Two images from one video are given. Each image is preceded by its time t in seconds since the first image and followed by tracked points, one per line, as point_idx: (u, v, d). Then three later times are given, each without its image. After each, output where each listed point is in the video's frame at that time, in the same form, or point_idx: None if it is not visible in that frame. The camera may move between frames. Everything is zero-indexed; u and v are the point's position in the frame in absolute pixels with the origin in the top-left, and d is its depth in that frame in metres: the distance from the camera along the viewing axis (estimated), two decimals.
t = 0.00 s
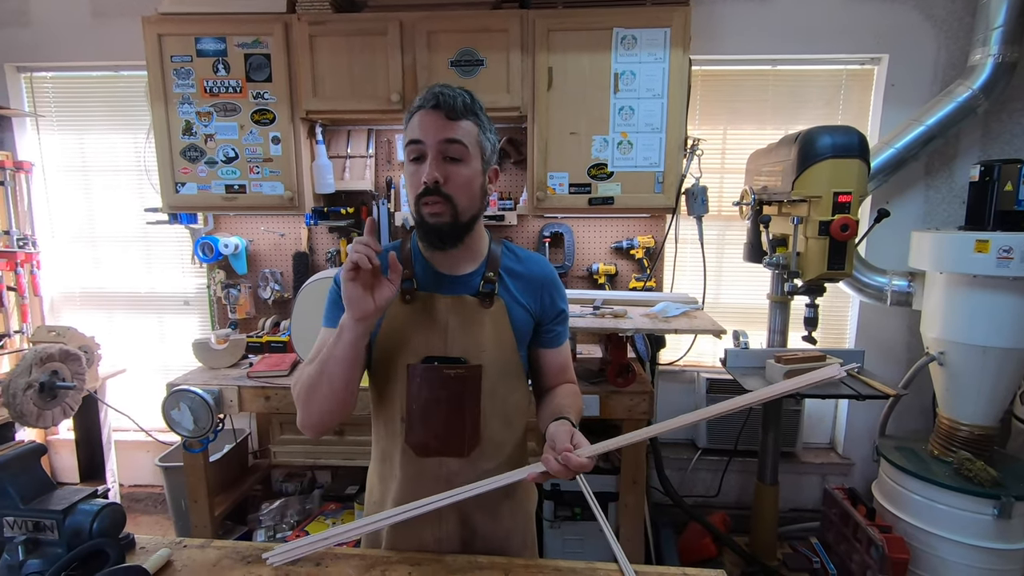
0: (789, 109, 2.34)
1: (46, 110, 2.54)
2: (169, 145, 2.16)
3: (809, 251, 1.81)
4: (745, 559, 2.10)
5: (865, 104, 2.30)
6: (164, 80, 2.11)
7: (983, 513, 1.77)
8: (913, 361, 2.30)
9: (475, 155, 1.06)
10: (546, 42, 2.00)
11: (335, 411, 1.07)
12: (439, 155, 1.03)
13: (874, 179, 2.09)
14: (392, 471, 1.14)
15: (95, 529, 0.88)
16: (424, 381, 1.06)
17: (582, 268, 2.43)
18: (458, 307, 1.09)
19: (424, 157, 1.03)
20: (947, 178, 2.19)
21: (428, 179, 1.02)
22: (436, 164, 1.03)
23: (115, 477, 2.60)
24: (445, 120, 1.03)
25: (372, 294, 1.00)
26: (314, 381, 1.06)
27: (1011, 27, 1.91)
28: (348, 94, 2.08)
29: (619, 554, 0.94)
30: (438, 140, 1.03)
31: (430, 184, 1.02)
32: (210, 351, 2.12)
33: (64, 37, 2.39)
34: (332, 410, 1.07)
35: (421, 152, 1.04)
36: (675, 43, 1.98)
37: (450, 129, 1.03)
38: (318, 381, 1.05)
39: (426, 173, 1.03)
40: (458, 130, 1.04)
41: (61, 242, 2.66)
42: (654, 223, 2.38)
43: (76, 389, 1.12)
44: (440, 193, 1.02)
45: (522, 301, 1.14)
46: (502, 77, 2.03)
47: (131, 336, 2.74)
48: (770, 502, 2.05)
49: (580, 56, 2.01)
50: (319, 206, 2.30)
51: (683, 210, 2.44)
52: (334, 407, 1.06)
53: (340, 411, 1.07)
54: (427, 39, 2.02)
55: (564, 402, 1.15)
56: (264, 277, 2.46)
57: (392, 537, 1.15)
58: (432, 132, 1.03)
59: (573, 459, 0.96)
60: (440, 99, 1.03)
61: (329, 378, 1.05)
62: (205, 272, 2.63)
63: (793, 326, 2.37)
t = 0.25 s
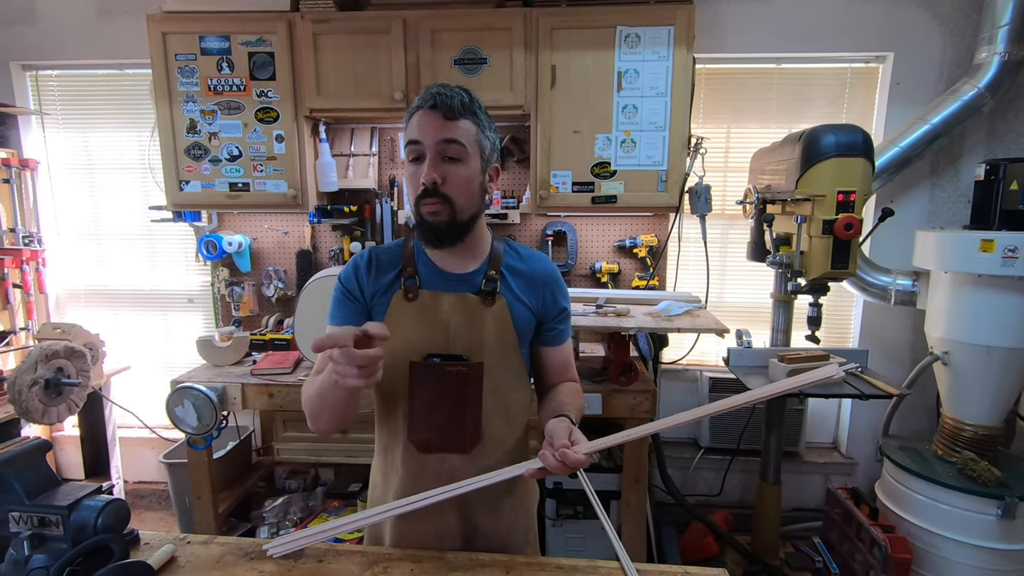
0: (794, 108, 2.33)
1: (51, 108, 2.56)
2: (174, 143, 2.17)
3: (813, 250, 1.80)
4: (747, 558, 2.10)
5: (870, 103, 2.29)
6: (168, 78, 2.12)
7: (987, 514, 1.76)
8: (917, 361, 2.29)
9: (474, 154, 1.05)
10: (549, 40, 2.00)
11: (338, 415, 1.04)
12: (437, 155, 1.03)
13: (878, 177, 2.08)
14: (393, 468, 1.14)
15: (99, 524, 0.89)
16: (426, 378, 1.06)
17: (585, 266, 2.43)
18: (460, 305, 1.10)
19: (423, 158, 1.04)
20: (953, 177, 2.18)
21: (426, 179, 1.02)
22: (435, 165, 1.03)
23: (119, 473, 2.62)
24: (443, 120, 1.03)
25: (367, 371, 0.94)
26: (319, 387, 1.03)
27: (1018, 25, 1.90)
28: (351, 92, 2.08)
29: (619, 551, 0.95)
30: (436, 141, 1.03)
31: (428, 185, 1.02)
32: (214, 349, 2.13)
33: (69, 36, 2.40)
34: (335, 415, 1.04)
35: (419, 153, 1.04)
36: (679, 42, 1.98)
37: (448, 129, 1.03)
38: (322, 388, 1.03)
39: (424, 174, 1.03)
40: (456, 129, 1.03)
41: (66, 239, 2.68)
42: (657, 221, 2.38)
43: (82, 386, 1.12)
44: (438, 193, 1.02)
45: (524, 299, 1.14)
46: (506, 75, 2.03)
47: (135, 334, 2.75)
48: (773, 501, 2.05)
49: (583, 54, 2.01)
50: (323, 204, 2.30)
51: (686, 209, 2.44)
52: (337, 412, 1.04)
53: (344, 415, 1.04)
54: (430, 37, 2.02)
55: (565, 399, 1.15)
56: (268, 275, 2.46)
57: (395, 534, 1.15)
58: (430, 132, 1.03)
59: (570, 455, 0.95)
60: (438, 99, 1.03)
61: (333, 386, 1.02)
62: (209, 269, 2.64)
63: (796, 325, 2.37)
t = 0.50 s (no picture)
0: (797, 106, 2.32)
1: (55, 107, 2.57)
2: (177, 142, 2.17)
3: (815, 249, 1.80)
4: (749, 557, 2.10)
5: (874, 101, 2.28)
6: (171, 77, 2.12)
7: (989, 513, 1.76)
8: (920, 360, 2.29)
9: (475, 154, 1.05)
10: (551, 38, 1.99)
11: (344, 412, 1.04)
12: (438, 154, 1.03)
13: (881, 176, 2.08)
14: (394, 466, 1.15)
15: (103, 521, 0.89)
16: (427, 377, 1.07)
17: (587, 265, 2.43)
18: (461, 304, 1.10)
19: (424, 157, 1.04)
20: (956, 176, 2.17)
21: (427, 179, 1.03)
22: (436, 164, 1.03)
23: (123, 470, 2.63)
24: (444, 119, 1.03)
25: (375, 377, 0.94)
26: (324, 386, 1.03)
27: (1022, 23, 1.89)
28: (353, 91, 2.09)
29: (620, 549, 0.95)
30: (437, 140, 1.03)
31: (430, 184, 1.02)
32: (217, 347, 2.14)
33: (73, 34, 2.41)
34: (341, 412, 1.04)
35: (421, 152, 1.04)
36: (682, 40, 1.98)
37: (449, 128, 1.03)
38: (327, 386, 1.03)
39: (426, 173, 1.03)
40: (457, 128, 1.03)
41: (70, 237, 2.69)
42: (659, 220, 2.38)
43: (85, 384, 1.13)
44: (440, 192, 1.03)
45: (524, 298, 1.15)
46: (508, 73, 2.03)
47: (138, 332, 2.76)
48: (775, 501, 2.04)
49: (586, 52, 2.01)
50: (325, 203, 2.31)
51: (688, 208, 2.44)
52: (343, 409, 1.03)
53: (350, 412, 1.04)
54: (432, 36, 2.02)
55: (565, 398, 1.16)
56: (271, 273, 2.47)
57: (396, 531, 1.16)
58: (432, 131, 1.03)
59: (569, 455, 0.95)
60: (439, 98, 1.03)
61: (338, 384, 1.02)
62: (212, 268, 2.65)
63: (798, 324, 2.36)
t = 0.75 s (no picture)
0: (798, 105, 2.32)
1: (57, 106, 2.57)
2: (178, 140, 2.18)
3: (816, 248, 1.79)
4: (750, 556, 2.10)
5: (876, 100, 2.28)
6: (173, 76, 2.13)
7: (991, 513, 1.76)
8: (921, 359, 2.28)
9: (477, 153, 1.06)
10: (552, 37, 1.99)
11: (348, 410, 1.04)
12: (439, 154, 1.03)
13: (884, 175, 2.07)
14: (395, 464, 1.15)
15: (104, 518, 0.90)
16: (427, 375, 1.07)
17: (588, 264, 2.43)
18: (461, 303, 1.10)
19: (425, 156, 1.04)
20: (958, 175, 2.17)
21: (428, 178, 1.03)
22: (437, 163, 1.03)
23: (125, 468, 2.64)
24: (446, 118, 1.03)
25: (372, 362, 0.95)
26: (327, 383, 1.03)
27: None
28: (354, 89, 2.09)
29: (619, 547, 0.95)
30: (438, 139, 1.03)
31: (431, 183, 1.02)
32: (218, 345, 2.14)
33: (75, 33, 2.41)
34: (345, 410, 1.04)
35: (422, 151, 1.04)
36: (683, 38, 1.97)
37: (451, 128, 1.03)
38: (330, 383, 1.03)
39: (427, 172, 1.03)
40: (459, 128, 1.03)
41: (72, 236, 2.70)
42: (660, 219, 2.38)
43: (87, 382, 1.13)
44: (441, 191, 1.03)
45: (524, 296, 1.15)
46: (509, 72, 2.03)
47: (140, 330, 2.77)
48: (775, 499, 2.04)
49: (587, 51, 2.00)
50: (326, 202, 2.31)
51: (689, 207, 2.44)
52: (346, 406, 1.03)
53: (354, 410, 1.04)
54: (433, 34, 2.02)
55: (565, 396, 1.16)
56: (272, 272, 2.48)
57: (397, 528, 1.16)
58: (433, 130, 1.03)
59: (567, 453, 0.95)
60: (440, 98, 1.03)
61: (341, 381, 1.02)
62: (214, 266, 2.65)
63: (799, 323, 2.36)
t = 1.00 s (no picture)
0: (799, 104, 2.32)
1: (58, 105, 2.57)
2: (179, 140, 2.18)
3: (817, 247, 1.79)
4: (750, 555, 2.10)
5: (876, 98, 2.28)
6: (173, 75, 2.13)
7: (991, 512, 1.76)
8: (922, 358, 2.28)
9: (476, 152, 1.06)
10: (552, 36, 1.99)
11: (351, 407, 1.05)
12: (439, 153, 1.03)
13: (885, 174, 2.07)
14: (394, 461, 1.15)
15: (104, 516, 0.90)
16: (427, 372, 1.08)
17: (589, 263, 2.43)
18: (461, 301, 1.10)
19: (425, 155, 1.04)
20: (959, 174, 2.17)
21: (428, 177, 1.03)
22: (437, 163, 1.03)
23: (126, 467, 2.64)
24: (445, 118, 1.03)
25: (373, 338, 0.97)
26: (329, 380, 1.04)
27: None
28: (355, 89, 2.09)
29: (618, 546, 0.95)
30: (438, 139, 1.03)
31: (431, 183, 1.03)
32: (219, 344, 2.15)
33: (76, 33, 2.41)
34: (347, 407, 1.05)
35: (422, 150, 1.04)
36: (683, 37, 1.97)
37: (450, 127, 1.03)
38: (331, 378, 1.04)
39: (427, 171, 1.03)
40: (458, 127, 1.03)
41: (73, 235, 2.70)
42: (661, 218, 2.38)
43: (88, 381, 1.14)
44: (441, 190, 1.03)
45: (524, 295, 1.15)
46: (509, 71, 2.03)
47: (141, 329, 2.78)
48: (776, 498, 2.04)
49: (587, 50, 2.00)
50: (327, 201, 2.31)
51: (690, 206, 2.44)
52: (349, 403, 1.04)
53: (357, 407, 1.05)
54: (433, 33, 2.02)
55: (564, 394, 1.16)
56: (273, 271, 2.48)
57: (397, 526, 1.17)
58: (433, 130, 1.03)
59: (564, 452, 0.96)
60: (439, 98, 1.03)
61: (344, 376, 1.03)
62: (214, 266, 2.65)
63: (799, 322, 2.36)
